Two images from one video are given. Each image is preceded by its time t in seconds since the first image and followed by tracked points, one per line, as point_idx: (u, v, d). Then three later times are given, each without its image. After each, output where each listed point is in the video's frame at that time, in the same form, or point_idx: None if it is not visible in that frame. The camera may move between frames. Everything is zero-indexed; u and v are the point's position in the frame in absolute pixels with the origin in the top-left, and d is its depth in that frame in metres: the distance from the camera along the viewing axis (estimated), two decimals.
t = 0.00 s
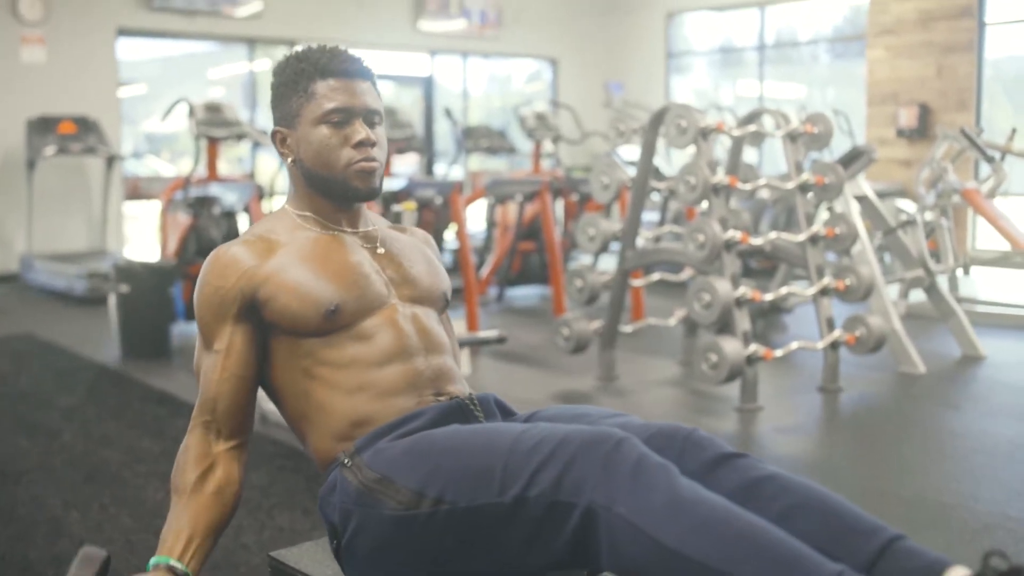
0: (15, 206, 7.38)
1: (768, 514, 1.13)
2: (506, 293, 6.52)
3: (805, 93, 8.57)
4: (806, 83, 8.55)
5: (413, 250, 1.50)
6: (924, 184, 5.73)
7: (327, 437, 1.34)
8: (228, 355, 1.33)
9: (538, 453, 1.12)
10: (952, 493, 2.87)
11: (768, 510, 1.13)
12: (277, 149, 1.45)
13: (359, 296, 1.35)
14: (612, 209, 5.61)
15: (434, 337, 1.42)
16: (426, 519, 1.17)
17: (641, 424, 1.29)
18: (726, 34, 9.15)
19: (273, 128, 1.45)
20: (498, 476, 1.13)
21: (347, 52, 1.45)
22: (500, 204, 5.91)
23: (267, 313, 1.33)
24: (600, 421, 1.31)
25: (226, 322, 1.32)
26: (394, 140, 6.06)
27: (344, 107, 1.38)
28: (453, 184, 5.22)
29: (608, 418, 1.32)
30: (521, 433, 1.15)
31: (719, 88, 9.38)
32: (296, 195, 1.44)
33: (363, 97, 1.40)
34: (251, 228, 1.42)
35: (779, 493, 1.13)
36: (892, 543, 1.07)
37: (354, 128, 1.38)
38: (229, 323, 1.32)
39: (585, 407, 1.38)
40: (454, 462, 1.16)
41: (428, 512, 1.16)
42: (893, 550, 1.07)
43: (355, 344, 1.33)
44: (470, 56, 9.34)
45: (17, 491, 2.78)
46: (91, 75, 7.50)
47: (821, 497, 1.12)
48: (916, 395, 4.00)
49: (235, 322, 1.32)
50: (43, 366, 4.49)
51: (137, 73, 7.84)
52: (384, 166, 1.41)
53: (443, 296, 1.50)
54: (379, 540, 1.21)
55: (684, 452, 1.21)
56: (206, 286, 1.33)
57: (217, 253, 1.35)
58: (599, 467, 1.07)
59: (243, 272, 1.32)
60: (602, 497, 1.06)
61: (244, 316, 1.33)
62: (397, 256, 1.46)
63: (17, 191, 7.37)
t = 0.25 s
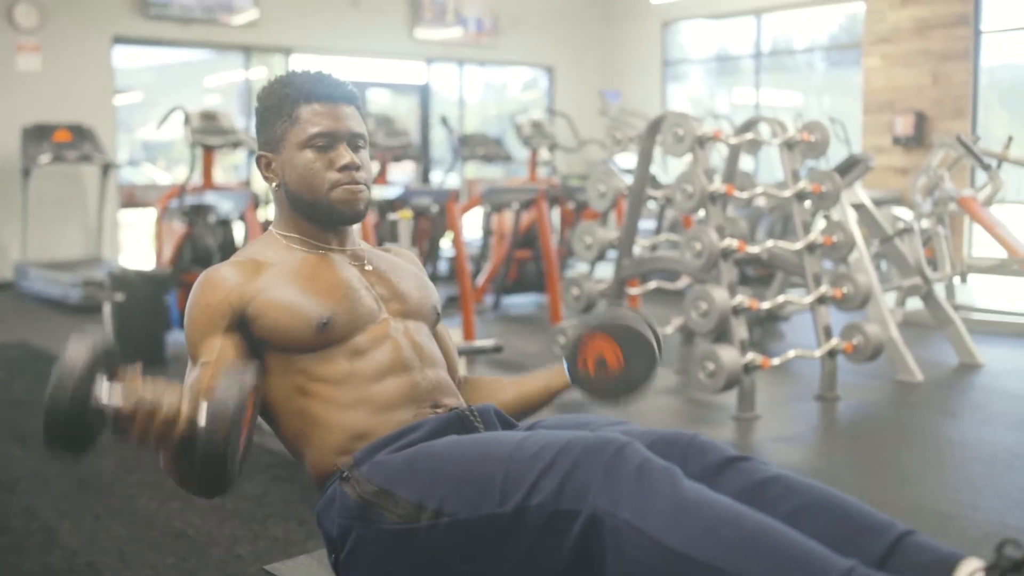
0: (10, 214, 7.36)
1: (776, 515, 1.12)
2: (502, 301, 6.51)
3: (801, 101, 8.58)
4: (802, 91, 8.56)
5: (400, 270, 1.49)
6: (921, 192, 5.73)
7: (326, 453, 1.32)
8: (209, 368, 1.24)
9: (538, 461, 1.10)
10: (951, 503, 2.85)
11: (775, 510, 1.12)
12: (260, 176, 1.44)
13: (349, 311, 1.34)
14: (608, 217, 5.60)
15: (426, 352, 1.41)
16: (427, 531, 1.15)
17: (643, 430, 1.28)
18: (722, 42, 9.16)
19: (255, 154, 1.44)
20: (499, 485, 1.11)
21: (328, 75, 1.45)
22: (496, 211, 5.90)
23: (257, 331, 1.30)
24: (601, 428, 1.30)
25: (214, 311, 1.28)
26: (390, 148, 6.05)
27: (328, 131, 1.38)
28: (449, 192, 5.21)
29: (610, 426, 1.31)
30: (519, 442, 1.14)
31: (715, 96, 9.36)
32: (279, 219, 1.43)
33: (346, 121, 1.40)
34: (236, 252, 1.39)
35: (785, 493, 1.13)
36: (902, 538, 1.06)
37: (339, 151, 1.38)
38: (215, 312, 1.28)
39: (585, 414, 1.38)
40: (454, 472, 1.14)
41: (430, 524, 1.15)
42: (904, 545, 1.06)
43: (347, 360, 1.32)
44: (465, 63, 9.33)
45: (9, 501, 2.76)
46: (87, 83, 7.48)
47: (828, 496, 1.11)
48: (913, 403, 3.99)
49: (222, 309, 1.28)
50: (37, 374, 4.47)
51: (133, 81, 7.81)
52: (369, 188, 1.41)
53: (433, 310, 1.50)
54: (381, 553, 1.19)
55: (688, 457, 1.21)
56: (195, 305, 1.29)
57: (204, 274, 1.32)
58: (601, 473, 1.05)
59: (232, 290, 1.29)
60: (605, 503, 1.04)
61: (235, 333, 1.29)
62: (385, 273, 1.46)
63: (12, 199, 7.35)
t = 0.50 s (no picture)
0: None
1: (762, 533, 1.10)
2: (489, 304, 6.49)
3: (787, 102, 8.59)
4: (788, 92, 8.57)
5: (397, 267, 1.47)
6: (906, 192, 5.73)
7: (309, 461, 1.30)
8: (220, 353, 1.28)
9: (525, 475, 1.08)
10: (940, 504, 2.84)
11: (762, 528, 1.10)
12: (258, 161, 1.43)
13: (344, 316, 1.33)
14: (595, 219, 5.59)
15: (418, 360, 1.39)
16: (410, 546, 1.13)
17: (630, 443, 1.26)
18: (707, 43, 9.17)
19: (253, 140, 1.43)
20: (484, 500, 1.09)
21: (330, 63, 1.43)
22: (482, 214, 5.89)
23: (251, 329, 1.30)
24: (588, 439, 1.29)
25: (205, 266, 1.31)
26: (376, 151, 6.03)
27: (326, 118, 1.37)
28: (435, 194, 5.20)
29: (599, 436, 1.29)
30: (507, 455, 1.12)
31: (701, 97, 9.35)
32: (277, 208, 1.42)
33: (345, 109, 1.39)
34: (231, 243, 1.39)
35: (772, 509, 1.10)
36: (890, 558, 1.03)
37: (337, 139, 1.36)
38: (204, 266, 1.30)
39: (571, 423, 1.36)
40: (441, 485, 1.12)
41: (412, 538, 1.12)
42: (892, 564, 1.03)
43: (338, 367, 1.31)
44: (451, 66, 9.33)
45: None
46: (71, 87, 7.44)
47: (816, 513, 1.09)
48: (901, 403, 3.99)
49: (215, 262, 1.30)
50: (20, 380, 4.44)
51: (118, 84, 7.75)
52: (367, 179, 1.39)
53: (427, 313, 1.48)
54: (362, 565, 1.17)
55: (674, 470, 1.18)
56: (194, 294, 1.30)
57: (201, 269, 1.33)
58: (588, 490, 1.03)
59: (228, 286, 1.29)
60: (591, 521, 1.02)
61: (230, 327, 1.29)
62: (379, 273, 1.44)
63: None
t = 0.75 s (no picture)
0: None
1: (761, 527, 1.10)
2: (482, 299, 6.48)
3: (777, 95, 8.58)
4: (777, 85, 8.57)
5: (383, 268, 1.46)
6: (898, 184, 5.72)
7: (301, 459, 1.29)
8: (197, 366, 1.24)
9: (522, 472, 1.07)
10: (936, 496, 2.83)
11: (761, 523, 1.10)
12: (240, 165, 1.41)
13: (331, 315, 1.31)
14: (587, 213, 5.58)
15: (407, 359, 1.38)
16: (407, 545, 1.11)
17: (627, 437, 1.25)
18: (697, 36, 9.16)
19: (234, 144, 1.41)
20: (481, 498, 1.08)
21: (311, 65, 1.42)
22: (474, 209, 5.87)
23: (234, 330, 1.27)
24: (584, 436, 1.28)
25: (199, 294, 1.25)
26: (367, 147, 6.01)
27: (308, 119, 1.35)
28: (426, 190, 5.17)
29: (594, 433, 1.28)
30: (502, 451, 1.11)
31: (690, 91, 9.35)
32: (259, 211, 1.40)
33: (327, 109, 1.37)
34: (215, 246, 1.37)
35: (773, 504, 1.10)
36: (893, 551, 1.05)
37: (319, 140, 1.35)
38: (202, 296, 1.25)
39: (567, 418, 1.36)
40: (436, 482, 1.11)
41: (410, 537, 1.11)
42: (895, 559, 1.04)
43: (326, 366, 1.29)
44: (441, 61, 9.30)
45: None
46: (58, 85, 7.40)
47: (816, 506, 1.09)
48: (895, 395, 3.98)
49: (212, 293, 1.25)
50: (11, 381, 4.41)
51: (105, 82, 7.73)
52: (350, 180, 1.38)
53: (416, 312, 1.46)
54: (357, 566, 1.16)
55: (671, 464, 1.17)
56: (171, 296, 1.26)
57: (181, 269, 1.30)
58: (587, 486, 1.03)
59: (209, 287, 1.26)
60: (591, 517, 1.02)
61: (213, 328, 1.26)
62: (367, 273, 1.42)
63: None
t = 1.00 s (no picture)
0: None
1: (789, 508, 1.11)
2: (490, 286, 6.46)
3: (785, 80, 8.54)
4: (785, 69, 8.53)
5: (398, 251, 1.44)
6: (908, 168, 5.69)
7: (318, 444, 1.27)
8: (205, 358, 1.25)
9: (540, 457, 1.07)
10: (951, 481, 2.82)
11: (788, 504, 1.11)
12: (250, 152, 1.39)
13: (345, 298, 1.30)
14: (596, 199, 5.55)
15: (424, 339, 1.36)
16: (424, 530, 1.12)
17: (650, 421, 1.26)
18: (704, 21, 9.12)
19: (244, 131, 1.40)
20: (498, 484, 1.09)
21: (318, 49, 1.40)
22: (482, 196, 5.85)
23: (247, 318, 1.27)
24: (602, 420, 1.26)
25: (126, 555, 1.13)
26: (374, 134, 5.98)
27: (317, 104, 1.34)
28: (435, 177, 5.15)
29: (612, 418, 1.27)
30: (520, 436, 1.11)
31: (698, 76, 9.32)
32: (271, 197, 1.38)
33: (336, 93, 1.36)
34: (227, 232, 1.35)
35: (800, 486, 1.12)
36: (921, 531, 1.05)
37: (329, 124, 1.33)
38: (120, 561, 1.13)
39: (586, 403, 1.34)
40: (453, 468, 1.11)
41: (426, 523, 1.12)
42: (922, 537, 1.05)
43: (341, 350, 1.28)
44: (448, 48, 9.25)
45: None
46: (64, 74, 7.38)
47: (844, 487, 1.11)
48: (906, 379, 3.97)
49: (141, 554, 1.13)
50: (22, 370, 4.41)
51: (111, 71, 7.71)
52: (362, 164, 1.36)
53: (431, 295, 1.45)
54: (374, 553, 1.17)
55: (696, 448, 1.19)
56: (181, 287, 1.27)
57: (191, 256, 1.29)
58: (606, 469, 1.03)
59: (220, 276, 1.26)
60: (611, 500, 1.02)
61: (224, 317, 1.26)
62: (381, 257, 1.40)
63: None
